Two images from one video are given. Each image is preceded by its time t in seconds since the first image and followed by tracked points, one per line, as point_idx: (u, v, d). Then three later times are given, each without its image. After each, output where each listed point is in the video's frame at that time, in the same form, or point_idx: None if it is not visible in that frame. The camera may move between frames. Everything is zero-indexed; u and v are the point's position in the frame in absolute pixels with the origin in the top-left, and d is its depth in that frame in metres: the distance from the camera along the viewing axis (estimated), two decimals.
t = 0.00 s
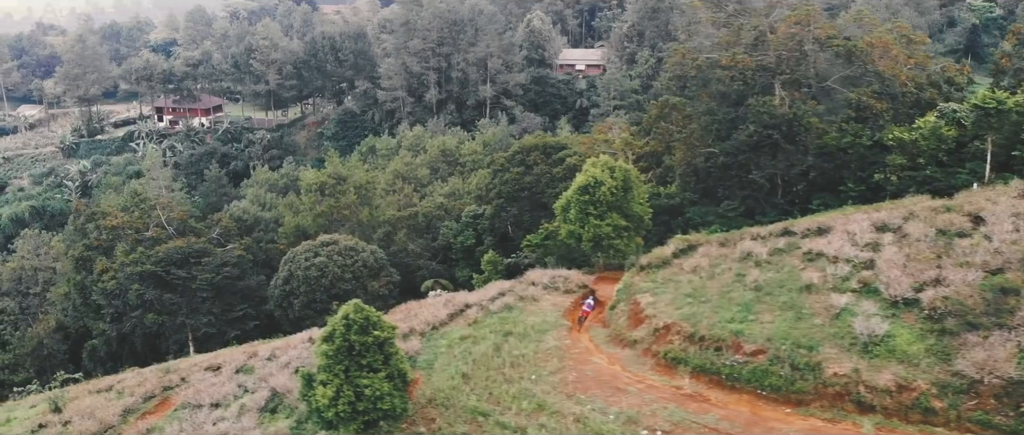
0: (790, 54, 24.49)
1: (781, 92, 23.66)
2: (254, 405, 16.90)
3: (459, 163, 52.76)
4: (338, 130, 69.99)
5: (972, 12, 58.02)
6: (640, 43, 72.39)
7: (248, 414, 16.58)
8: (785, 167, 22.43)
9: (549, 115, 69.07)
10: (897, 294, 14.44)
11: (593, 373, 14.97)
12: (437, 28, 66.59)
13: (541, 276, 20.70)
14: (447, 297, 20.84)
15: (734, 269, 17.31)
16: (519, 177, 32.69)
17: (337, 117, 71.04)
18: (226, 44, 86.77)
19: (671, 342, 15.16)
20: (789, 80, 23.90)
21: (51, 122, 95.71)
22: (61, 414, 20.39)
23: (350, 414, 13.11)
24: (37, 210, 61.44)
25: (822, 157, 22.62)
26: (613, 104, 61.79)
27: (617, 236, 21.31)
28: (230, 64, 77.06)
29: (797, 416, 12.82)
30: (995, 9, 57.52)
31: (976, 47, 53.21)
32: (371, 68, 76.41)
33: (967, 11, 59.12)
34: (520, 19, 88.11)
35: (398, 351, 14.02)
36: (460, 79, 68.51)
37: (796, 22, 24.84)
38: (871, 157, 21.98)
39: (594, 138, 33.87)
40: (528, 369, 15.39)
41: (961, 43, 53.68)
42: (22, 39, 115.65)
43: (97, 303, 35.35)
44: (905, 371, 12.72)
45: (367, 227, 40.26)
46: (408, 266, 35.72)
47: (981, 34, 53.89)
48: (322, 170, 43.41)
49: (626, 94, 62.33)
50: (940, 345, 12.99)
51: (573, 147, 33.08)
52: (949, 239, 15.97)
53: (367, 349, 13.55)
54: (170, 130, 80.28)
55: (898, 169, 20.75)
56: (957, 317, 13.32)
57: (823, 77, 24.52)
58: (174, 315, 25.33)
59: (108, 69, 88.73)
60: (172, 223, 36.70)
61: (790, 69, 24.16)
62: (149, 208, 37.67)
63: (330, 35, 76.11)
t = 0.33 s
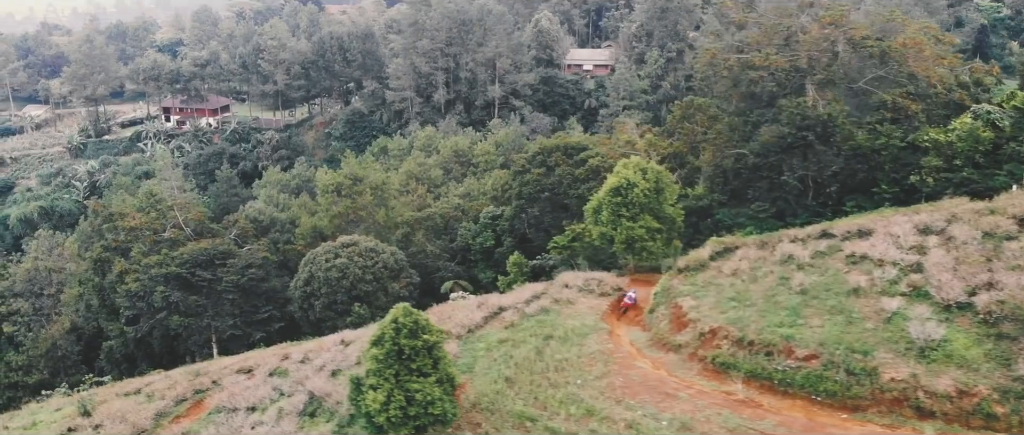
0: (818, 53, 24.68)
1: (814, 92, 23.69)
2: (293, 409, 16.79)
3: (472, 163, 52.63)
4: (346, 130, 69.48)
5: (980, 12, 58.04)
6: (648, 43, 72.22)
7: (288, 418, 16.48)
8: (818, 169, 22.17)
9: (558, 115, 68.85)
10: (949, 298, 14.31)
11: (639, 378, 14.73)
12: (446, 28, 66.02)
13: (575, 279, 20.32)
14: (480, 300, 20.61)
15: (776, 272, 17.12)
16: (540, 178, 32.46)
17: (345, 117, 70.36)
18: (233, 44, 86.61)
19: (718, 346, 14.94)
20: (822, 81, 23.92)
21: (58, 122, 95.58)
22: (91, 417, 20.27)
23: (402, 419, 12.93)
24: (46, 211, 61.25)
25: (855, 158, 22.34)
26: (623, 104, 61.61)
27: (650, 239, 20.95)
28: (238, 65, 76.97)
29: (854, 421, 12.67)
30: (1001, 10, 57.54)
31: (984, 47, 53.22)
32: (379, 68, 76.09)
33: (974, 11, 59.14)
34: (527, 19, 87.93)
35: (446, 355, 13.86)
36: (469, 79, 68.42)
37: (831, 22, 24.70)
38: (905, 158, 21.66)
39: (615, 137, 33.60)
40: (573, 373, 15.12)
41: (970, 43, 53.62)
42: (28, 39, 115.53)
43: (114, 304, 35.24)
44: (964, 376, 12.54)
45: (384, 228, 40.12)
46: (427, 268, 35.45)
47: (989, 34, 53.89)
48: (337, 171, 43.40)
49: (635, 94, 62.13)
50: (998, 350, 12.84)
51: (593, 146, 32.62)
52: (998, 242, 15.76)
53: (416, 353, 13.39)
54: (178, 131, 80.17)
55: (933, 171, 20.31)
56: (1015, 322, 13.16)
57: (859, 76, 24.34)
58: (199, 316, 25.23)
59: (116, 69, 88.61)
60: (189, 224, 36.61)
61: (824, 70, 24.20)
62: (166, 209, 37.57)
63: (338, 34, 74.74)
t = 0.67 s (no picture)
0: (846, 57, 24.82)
1: (846, 93, 23.37)
2: (330, 413, 16.69)
3: (484, 164, 52.47)
4: (353, 130, 68.96)
5: (987, 13, 58.15)
6: (657, 44, 72.04)
7: (326, 422, 16.39)
8: (849, 171, 21.99)
9: (567, 116, 68.61)
10: (999, 302, 14.27)
11: (685, 383, 14.53)
12: (454, 28, 66.26)
13: (607, 281, 20.06)
14: (511, 303, 20.45)
15: (817, 276, 16.95)
16: (561, 178, 32.12)
17: (352, 117, 69.82)
18: (239, 44, 86.53)
19: (764, 351, 14.80)
20: (854, 81, 23.77)
21: (64, 122, 95.43)
22: (120, 420, 20.14)
23: (451, 423, 12.77)
24: (54, 211, 61.08)
25: (886, 160, 22.14)
26: (632, 105, 61.25)
27: (682, 241, 20.67)
28: (246, 65, 76.99)
29: (909, 427, 12.55)
30: (1009, 10, 57.66)
31: (994, 48, 53.26)
32: (388, 69, 76.11)
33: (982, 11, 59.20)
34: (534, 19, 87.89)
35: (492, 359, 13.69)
36: (477, 80, 68.32)
37: (863, 23, 24.87)
38: (937, 159, 21.41)
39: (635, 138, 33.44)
40: (616, 378, 14.87)
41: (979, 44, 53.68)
42: (33, 38, 115.07)
43: (131, 306, 35.12)
44: (1021, 381, 12.38)
45: (400, 230, 40.02)
46: (445, 270, 35.02)
47: (997, 35, 54.02)
48: (352, 172, 43.31)
49: (644, 94, 61.86)
50: None
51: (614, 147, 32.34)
52: None
53: (464, 356, 13.22)
54: (185, 131, 80.03)
55: (967, 173, 19.89)
56: None
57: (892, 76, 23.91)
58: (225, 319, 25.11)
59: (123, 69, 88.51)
60: (206, 224, 36.48)
61: (856, 70, 24.09)
62: (182, 210, 37.46)
63: (345, 35, 75.17)
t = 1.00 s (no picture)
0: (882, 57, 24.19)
1: (880, 97, 22.84)
2: (370, 417, 16.59)
3: (497, 165, 52.34)
4: (362, 131, 68.99)
5: (996, 13, 58.14)
6: (666, 44, 71.95)
7: (367, 427, 16.28)
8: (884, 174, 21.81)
9: (576, 116, 68.41)
10: None
11: (735, 388, 14.38)
12: (463, 29, 65.94)
13: (641, 284, 19.69)
14: (543, 305, 20.28)
15: (861, 280, 16.85)
16: (582, 180, 31.89)
17: (361, 119, 70.01)
18: (246, 45, 86.35)
19: (813, 356, 14.67)
20: (889, 84, 23.12)
21: (70, 122, 95.29)
22: (152, 424, 20.03)
23: (505, 430, 12.59)
24: (63, 212, 60.82)
25: (920, 162, 21.97)
26: (642, 105, 60.78)
27: (717, 244, 20.39)
28: (253, 65, 76.78)
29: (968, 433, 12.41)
30: (1018, 11, 57.67)
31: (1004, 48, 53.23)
32: (396, 70, 74.53)
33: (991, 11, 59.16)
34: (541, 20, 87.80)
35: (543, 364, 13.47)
36: (485, 80, 68.14)
37: (898, 23, 24.20)
38: (971, 161, 21.32)
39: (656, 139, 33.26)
40: (664, 383, 14.66)
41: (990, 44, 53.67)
42: (39, 38, 114.79)
43: (149, 307, 34.99)
44: None
45: (417, 230, 40.14)
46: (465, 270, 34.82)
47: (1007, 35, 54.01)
48: (367, 173, 43.25)
49: (653, 95, 61.53)
50: None
51: (636, 148, 31.83)
52: None
53: (516, 361, 12.97)
54: (193, 131, 79.81)
55: (1004, 175, 19.78)
56: None
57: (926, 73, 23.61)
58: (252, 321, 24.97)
59: (130, 70, 88.35)
60: (224, 225, 36.32)
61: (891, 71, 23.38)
62: (199, 211, 37.31)
63: (353, 36, 75.36)
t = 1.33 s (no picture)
0: (916, 59, 24.15)
1: (915, 98, 23.09)
2: (411, 420, 16.47)
3: (510, 166, 52.31)
4: (370, 132, 68.97)
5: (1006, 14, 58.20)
6: (675, 44, 71.80)
7: (409, 430, 16.17)
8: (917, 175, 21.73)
9: (585, 116, 68.48)
10: None
11: (785, 394, 14.28)
12: (472, 29, 65.72)
13: (677, 287, 19.55)
14: (578, 307, 20.16)
15: (904, 283, 16.77)
16: (604, 181, 31.06)
17: (370, 119, 70.07)
18: (253, 45, 86.23)
19: (862, 360, 14.59)
20: (924, 85, 23.35)
21: (77, 123, 95.14)
22: (185, 427, 19.95)
23: None
24: (72, 213, 60.44)
25: (954, 164, 21.84)
26: (652, 106, 60.46)
27: (752, 246, 20.26)
28: (262, 66, 76.82)
29: None
30: None
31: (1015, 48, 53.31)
32: (403, 69, 74.79)
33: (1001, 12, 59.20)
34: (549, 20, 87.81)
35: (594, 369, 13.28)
36: (494, 80, 68.00)
37: (936, 24, 24.11)
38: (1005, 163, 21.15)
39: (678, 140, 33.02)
40: (712, 388, 14.53)
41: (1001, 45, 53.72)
42: (45, 38, 114.43)
43: (167, 308, 34.92)
44: None
45: (432, 231, 40.38)
46: (485, 272, 34.69)
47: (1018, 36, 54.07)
48: (383, 173, 43.21)
49: (663, 95, 61.09)
50: None
51: (659, 149, 31.45)
52: None
53: (569, 366, 12.81)
54: (202, 132, 79.67)
55: None
56: None
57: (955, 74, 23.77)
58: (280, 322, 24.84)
59: (138, 70, 88.21)
60: (242, 226, 36.50)
61: (927, 72, 23.49)
62: (218, 212, 37.17)
63: (361, 36, 74.81)
